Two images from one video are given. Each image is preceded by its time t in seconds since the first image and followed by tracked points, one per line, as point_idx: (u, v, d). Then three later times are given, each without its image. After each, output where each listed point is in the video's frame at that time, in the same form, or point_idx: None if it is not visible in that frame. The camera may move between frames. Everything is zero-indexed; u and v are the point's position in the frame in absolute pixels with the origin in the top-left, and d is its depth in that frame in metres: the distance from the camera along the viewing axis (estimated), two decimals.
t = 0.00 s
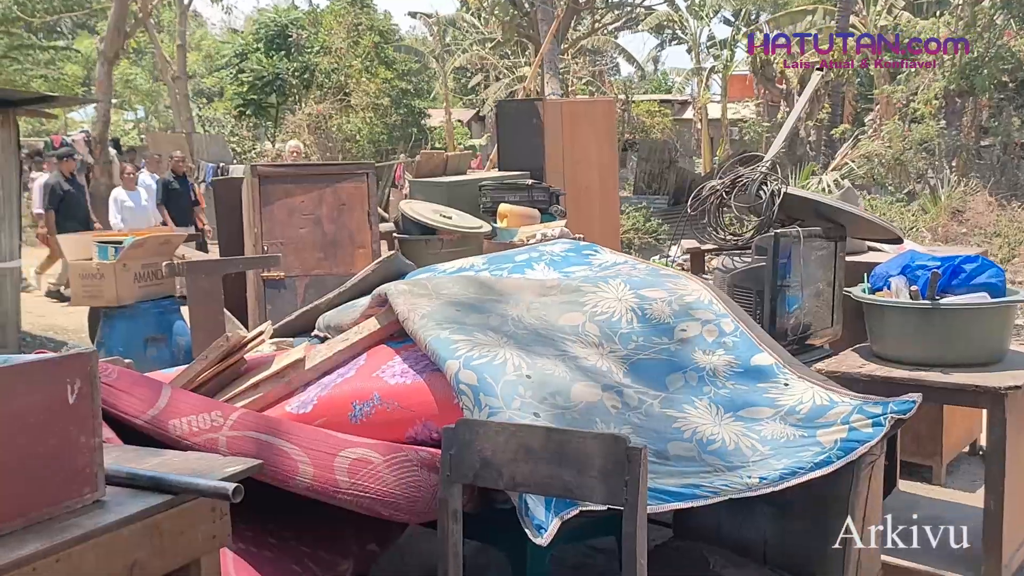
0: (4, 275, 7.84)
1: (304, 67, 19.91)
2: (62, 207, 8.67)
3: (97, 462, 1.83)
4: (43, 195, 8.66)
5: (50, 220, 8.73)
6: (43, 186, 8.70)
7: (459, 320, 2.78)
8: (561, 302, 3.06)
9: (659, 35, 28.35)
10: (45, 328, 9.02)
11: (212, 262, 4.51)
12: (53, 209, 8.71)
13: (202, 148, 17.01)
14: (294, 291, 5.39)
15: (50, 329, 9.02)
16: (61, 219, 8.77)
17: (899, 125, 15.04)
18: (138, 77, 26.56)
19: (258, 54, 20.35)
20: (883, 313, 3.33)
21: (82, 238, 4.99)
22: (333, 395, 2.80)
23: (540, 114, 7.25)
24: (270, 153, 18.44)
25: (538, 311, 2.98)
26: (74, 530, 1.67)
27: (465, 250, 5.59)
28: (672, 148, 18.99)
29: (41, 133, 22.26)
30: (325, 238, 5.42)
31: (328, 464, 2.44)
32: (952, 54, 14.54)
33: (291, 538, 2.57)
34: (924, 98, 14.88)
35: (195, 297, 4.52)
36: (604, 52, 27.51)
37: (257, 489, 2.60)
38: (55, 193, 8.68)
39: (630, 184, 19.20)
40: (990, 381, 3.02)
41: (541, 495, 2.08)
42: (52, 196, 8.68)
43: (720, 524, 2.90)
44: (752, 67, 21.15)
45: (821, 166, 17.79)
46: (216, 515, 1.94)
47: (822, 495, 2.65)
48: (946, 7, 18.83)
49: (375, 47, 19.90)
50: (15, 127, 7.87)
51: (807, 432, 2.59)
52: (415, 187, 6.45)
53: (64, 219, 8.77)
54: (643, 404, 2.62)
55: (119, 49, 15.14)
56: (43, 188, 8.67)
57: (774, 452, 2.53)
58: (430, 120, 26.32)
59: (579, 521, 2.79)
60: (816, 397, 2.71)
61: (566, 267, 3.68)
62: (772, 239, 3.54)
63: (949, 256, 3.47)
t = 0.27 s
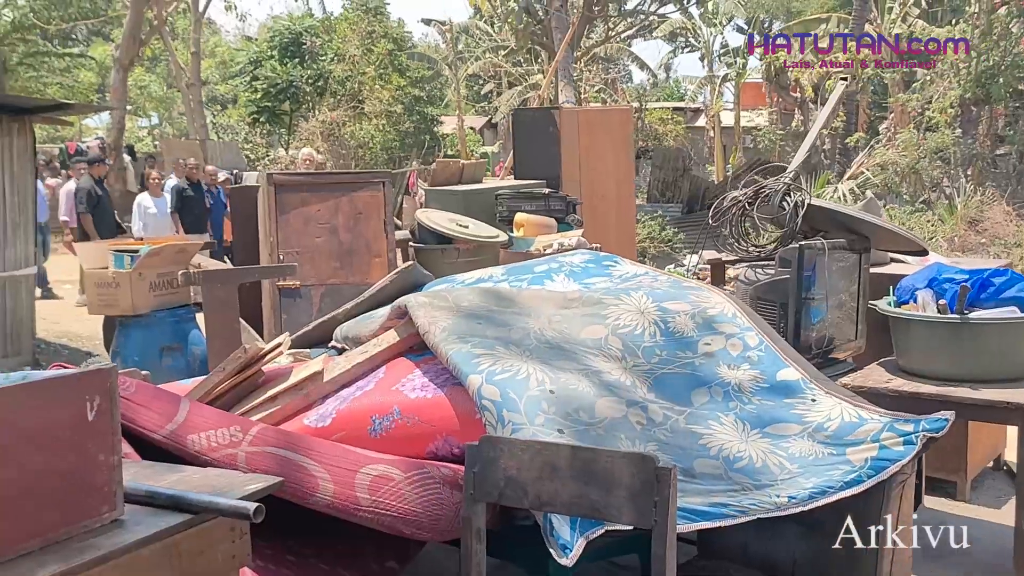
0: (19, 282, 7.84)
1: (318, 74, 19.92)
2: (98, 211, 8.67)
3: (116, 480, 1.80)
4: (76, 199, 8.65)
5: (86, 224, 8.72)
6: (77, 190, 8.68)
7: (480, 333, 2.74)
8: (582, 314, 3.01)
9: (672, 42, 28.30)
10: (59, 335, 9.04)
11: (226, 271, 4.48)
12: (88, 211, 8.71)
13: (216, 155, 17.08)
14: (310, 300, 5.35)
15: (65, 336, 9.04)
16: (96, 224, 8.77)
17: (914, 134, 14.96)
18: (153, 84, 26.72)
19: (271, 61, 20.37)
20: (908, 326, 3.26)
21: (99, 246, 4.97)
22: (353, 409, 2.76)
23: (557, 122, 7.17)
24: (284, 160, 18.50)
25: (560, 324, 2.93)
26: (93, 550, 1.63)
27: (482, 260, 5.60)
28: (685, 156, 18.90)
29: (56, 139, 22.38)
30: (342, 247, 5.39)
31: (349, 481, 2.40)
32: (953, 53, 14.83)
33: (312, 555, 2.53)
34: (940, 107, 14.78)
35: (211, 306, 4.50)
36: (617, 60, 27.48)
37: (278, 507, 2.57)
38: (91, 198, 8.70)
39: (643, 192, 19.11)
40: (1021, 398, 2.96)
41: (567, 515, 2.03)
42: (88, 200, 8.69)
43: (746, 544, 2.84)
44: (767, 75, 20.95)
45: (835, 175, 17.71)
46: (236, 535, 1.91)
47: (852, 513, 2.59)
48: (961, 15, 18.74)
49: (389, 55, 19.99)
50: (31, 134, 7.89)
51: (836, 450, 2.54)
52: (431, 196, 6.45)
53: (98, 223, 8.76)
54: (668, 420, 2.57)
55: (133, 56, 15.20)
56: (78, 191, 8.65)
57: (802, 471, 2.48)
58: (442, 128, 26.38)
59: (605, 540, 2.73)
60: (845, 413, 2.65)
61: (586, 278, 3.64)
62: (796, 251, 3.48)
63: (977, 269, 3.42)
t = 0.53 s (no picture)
0: (50, 297, 7.87)
1: (347, 89, 20.05)
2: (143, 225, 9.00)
3: (142, 511, 1.73)
4: (120, 212, 9.00)
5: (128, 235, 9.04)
6: (123, 203, 9.05)
7: (515, 356, 2.66)
8: (619, 337, 2.92)
9: (701, 58, 28.20)
10: (88, 349, 9.05)
11: (255, 288, 4.43)
12: (132, 224, 9.05)
13: (245, 170, 17.18)
14: (338, 318, 5.29)
15: (94, 350, 9.07)
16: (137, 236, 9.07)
17: (947, 150, 14.74)
18: (184, 100, 27.02)
19: (302, 76, 20.37)
20: (959, 353, 3.14)
21: (128, 262, 4.95)
22: (383, 433, 2.69)
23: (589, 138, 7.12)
24: (313, 175, 18.59)
25: (595, 347, 2.84)
26: None
27: (512, 278, 5.50)
28: (715, 172, 18.76)
29: (89, 154, 22.65)
30: (370, 263, 5.33)
31: (380, 511, 2.33)
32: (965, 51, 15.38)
33: None
34: (974, 123, 14.54)
35: (239, 323, 4.46)
36: (644, 76, 27.41)
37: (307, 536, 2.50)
38: (136, 212, 9.05)
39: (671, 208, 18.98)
40: None
41: (607, 550, 1.93)
42: (132, 214, 9.04)
43: None
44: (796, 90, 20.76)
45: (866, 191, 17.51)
46: (263, 569, 1.85)
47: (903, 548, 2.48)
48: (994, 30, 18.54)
49: (418, 69, 20.06)
50: (64, 149, 7.97)
51: (887, 484, 2.45)
52: (460, 213, 6.38)
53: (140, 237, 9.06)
54: (710, 449, 2.48)
55: (166, 71, 15.34)
56: (123, 205, 9.00)
57: (852, 504, 2.39)
58: (469, 143, 26.44)
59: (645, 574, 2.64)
60: (895, 444, 2.56)
61: (620, 299, 3.57)
62: (840, 272, 3.42)
63: None
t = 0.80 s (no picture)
0: (82, 319, 7.87)
1: (380, 111, 20.17)
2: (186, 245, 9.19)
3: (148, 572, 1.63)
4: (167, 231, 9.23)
5: (171, 255, 9.30)
6: (171, 224, 9.33)
7: (547, 399, 2.54)
8: (654, 376, 2.79)
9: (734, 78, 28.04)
10: (119, 371, 9.05)
11: (282, 316, 4.35)
12: (177, 243, 9.33)
13: (278, 191, 17.26)
14: (366, 346, 5.20)
15: (125, 371, 9.08)
16: (180, 255, 9.33)
17: (987, 173, 14.38)
18: (219, 120, 27.37)
19: (334, 98, 20.59)
20: (1014, 397, 3.00)
21: (155, 288, 4.92)
22: (407, 476, 2.58)
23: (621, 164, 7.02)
24: (344, 196, 18.65)
25: (630, 388, 2.71)
26: None
27: (543, 306, 5.40)
28: (748, 194, 18.57)
29: (126, 173, 22.95)
30: (399, 291, 5.25)
31: (402, 564, 2.21)
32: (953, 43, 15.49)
33: None
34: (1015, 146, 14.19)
35: (265, 352, 4.38)
36: (677, 96, 27.28)
37: None
38: (182, 231, 9.32)
39: (705, 231, 18.81)
40: None
41: None
42: (178, 234, 9.30)
43: None
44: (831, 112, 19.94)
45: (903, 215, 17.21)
46: None
47: None
48: None
49: (450, 90, 20.10)
50: (98, 171, 8.01)
51: (942, 540, 2.31)
52: (490, 238, 6.28)
53: (184, 256, 9.33)
54: (751, 501, 2.34)
55: (201, 93, 15.47)
56: (171, 226, 9.27)
57: (906, 564, 2.25)
58: (501, 163, 26.46)
59: None
60: (950, 496, 2.42)
61: (655, 333, 3.44)
62: (889, 308, 3.34)
63: None
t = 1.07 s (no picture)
0: (115, 343, 7.89)
1: (414, 134, 20.24)
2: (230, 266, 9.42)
3: None
4: (213, 252, 9.54)
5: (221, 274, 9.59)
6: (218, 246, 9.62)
7: (584, 445, 2.43)
8: (696, 420, 2.67)
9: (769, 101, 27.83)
10: (151, 394, 9.04)
11: (312, 347, 4.29)
12: (224, 263, 9.62)
13: (312, 213, 17.33)
14: (397, 377, 5.09)
15: (157, 394, 9.07)
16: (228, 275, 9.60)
17: None
18: (256, 142, 27.69)
19: (369, 121, 20.69)
20: None
21: (184, 317, 4.86)
22: (438, 522, 2.48)
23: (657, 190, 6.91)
24: (377, 219, 18.68)
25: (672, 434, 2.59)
26: None
27: (577, 337, 5.28)
28: (785, 218, 18.32)
29: (164, 196, 23.24)
30: (431, 321, 5.17)
31: None
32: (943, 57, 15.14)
33: None
34: None
35: (295, 383, 4.31)
36: (711, 119, 27.15)
37: None
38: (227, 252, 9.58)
39: (741, 255, 18.60)
40: None
41: None
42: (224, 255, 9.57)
43: None
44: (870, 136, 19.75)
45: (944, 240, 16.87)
46: None
47: None
48: None
49: (484, 114, 20.13)
50: (133, 196, 8.10)
51: None
52: (524, 266, 6.17)
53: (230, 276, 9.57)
54: (801, 558, 2.22)
55: (238, 116, 15.60)
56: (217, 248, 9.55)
57: None
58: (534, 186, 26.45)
59: None
60: (1015, 556, 2.26)
61: (695, 372, 3.32)
62: (944, 351, 3.64)
63: None
